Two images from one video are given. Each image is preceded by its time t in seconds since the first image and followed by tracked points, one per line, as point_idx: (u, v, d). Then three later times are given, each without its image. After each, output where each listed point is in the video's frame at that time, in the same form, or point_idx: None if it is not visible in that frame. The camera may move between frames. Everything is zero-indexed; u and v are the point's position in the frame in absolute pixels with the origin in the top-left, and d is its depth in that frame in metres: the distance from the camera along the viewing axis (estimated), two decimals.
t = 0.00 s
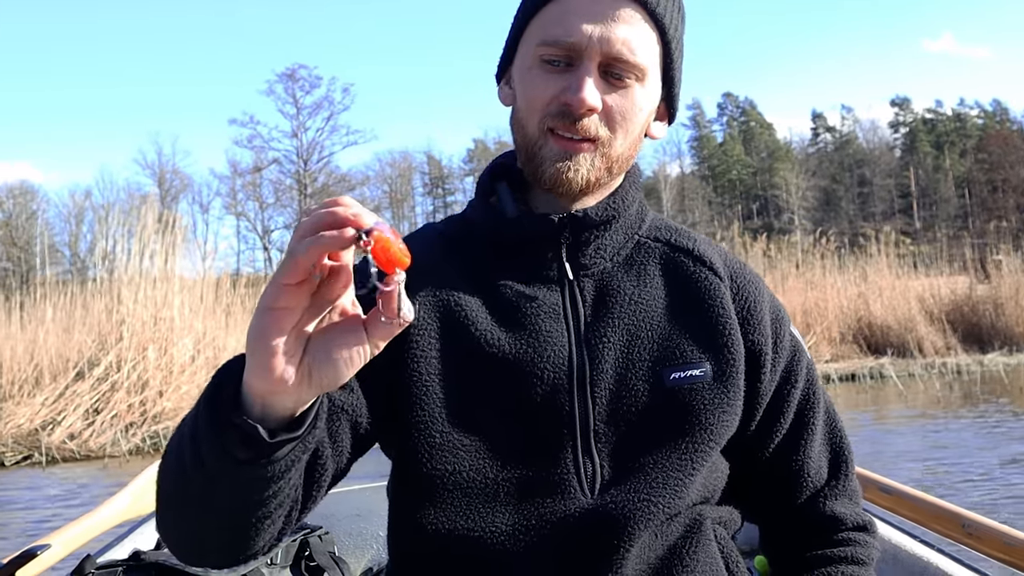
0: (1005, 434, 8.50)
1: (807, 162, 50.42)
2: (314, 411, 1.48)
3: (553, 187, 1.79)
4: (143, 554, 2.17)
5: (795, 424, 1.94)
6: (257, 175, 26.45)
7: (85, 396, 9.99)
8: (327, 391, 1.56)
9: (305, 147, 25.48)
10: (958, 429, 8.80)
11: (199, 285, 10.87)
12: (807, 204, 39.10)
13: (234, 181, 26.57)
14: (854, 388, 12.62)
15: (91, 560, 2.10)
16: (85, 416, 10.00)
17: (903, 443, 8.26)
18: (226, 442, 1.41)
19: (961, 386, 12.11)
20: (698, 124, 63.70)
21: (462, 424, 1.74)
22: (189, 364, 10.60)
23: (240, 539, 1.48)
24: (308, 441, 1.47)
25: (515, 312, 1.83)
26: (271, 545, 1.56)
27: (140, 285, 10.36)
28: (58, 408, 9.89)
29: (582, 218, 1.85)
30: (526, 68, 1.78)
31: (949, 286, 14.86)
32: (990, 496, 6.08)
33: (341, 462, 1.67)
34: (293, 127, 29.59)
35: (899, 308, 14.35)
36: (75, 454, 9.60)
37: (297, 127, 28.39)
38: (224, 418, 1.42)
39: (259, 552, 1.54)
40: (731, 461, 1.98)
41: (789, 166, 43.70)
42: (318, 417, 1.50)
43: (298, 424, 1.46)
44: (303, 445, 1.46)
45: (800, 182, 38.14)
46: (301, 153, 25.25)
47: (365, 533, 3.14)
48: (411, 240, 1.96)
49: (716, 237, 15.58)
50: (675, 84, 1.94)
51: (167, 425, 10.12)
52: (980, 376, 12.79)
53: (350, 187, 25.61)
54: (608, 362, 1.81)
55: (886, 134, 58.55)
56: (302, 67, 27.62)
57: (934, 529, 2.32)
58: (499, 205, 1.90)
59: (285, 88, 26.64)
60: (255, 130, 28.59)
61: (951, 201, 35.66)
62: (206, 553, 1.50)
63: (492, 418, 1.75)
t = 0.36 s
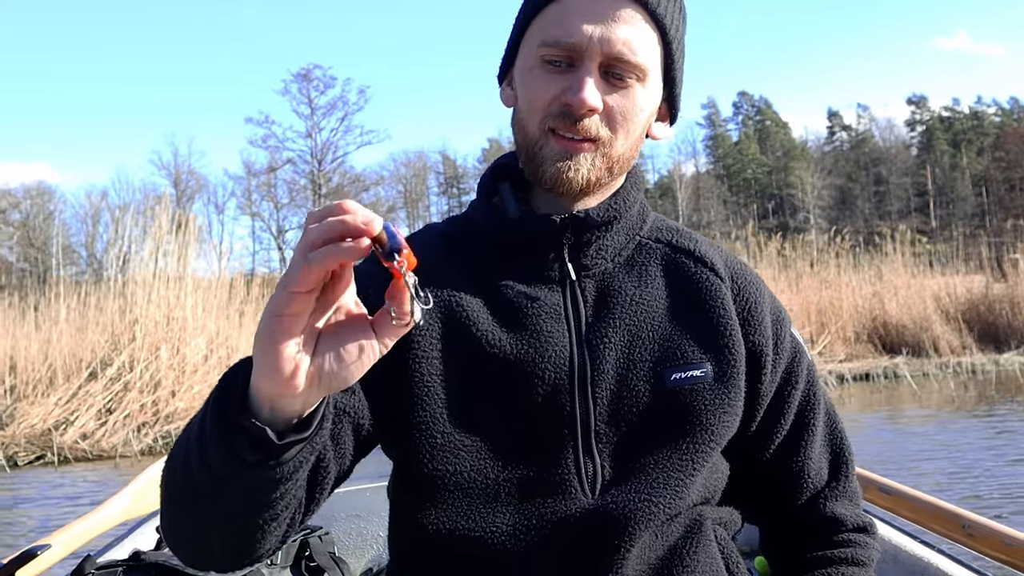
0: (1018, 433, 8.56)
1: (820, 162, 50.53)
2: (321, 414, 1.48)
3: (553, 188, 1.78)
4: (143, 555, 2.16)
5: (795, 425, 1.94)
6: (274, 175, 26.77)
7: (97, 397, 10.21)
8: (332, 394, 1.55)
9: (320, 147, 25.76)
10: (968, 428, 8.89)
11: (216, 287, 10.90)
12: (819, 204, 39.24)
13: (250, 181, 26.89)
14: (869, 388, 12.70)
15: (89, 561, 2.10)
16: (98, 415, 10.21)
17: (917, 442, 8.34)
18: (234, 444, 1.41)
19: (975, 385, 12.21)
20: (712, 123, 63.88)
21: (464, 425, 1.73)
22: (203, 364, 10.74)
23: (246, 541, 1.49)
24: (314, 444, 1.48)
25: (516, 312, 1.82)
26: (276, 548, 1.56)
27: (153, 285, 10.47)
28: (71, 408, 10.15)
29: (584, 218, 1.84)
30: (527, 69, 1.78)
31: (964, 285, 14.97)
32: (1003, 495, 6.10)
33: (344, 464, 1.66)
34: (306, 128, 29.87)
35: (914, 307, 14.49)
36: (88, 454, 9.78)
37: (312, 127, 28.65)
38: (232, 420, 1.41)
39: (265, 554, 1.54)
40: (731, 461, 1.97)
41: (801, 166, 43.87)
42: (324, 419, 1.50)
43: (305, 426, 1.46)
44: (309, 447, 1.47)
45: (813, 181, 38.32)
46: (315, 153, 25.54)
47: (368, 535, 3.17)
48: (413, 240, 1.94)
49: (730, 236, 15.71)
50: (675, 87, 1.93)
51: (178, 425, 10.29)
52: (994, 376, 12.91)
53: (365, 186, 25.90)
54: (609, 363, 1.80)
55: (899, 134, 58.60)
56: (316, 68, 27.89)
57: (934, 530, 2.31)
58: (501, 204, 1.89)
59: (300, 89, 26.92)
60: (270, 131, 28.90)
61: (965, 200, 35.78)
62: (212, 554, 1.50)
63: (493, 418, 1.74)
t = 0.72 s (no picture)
0: None
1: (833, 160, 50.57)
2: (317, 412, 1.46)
3: (538, 188, 1.77)
4: (143, 556, 2.15)
5: (794, 425, 1.94)
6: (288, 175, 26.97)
7: (110, 395, 10.32)
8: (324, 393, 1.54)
9: (333, 146, 25.93)
10: (979, 426, 8.92)
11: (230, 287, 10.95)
12: (833, 203, 39.32)
13: (264, 180, 27.08)
14: (881, 387, 12.75)
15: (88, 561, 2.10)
16: (110, 415, 10.34)
17: (930, 440, 8.36)
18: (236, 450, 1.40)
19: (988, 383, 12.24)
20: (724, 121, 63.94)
21: (463, 427, 1.73)
22: (214, 363, 10.85)
23: (251, 546, 1.48)
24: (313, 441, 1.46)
25: (513, 314, 1.81)
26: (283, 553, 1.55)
27: (166, 284, 10.62)
28: (83, 407, 10.30)
29: (580, 220, 1.84)
30: (513, 70, 1.78)
31: (980, 283, 14.98)
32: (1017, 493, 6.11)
33: (345, 472, 1.66)
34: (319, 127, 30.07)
35: (928, 305, 14.53)
36: (100, 452, 9.90)
37: (325, 126, 28.80)
38: (232, 427, 1.40)
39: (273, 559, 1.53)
40: (730, 462, 1.97)
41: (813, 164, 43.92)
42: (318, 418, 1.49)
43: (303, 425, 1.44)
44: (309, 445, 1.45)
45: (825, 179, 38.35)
46: (328, 152, 25.74)
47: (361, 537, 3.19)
48: (410, 241, 1.93)
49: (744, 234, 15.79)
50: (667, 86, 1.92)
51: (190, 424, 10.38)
52: (1008, 375, 12.93)
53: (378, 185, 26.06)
54: (607, 365, 1.79)
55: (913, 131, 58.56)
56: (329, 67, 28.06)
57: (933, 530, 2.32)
58: (497, 206, 1.89)
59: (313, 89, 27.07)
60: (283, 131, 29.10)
61: (981, 198, 35.75)
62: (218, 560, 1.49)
63: (491, 421, 1.74)
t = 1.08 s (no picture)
0: None
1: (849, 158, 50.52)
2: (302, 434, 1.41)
3: (537, 193, 1.78)
4: (143, 556, 2.15)
5: (793, 423, 1.94)
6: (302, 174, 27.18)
7: (122, 395, 10.41)
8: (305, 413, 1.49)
9: (347, 146, 26.12)
10: (991, 424, 8.93)
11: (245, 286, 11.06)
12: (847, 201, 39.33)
13: (279, 180, 27.28)
14: (895, 385, 12.78)
15: (87, 563, 2.11)
16: (124, 414, 10.42)
17: (945, 438, 8.36)
18: (226, 480, 1.37)
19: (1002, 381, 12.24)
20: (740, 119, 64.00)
21: (461, 428, 1.73)
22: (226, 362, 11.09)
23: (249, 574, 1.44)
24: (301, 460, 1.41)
25: (511, 315, 1.81)
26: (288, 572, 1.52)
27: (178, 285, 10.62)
28: (96, 407, 10.45)
29: (576, 221, 1.84)
30: (507, 73, 1.79)
31: (996, 281, 14.95)
32: None
33: (348, 479, 1.66)
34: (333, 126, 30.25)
35: (943, 304, 14.55)
36: (113, 452, 9.91)
37: (339, 125, 28.99)
38: (219, 457, 1.37)
39: None
40: (729, 462, 1.97)
41: (827, 161, 43.91)
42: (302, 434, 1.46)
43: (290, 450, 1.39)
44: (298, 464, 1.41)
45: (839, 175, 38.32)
46: (342, 152, 25.93)
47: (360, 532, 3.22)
48: (407, 244, 1.94)
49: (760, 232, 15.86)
50: (662, 82, 1.91)
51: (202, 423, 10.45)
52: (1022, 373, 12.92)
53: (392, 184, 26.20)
54: (604, 365, 1.80)
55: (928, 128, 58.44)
56: (343, 67, 28.24)
57: (934, 529, 2.32)
58: (494, 208, 1.89)
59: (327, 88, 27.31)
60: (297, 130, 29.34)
61: (998, 195, 35.63)
62: None
63: (490, 422, 1.74)
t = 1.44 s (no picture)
0: None
1: (866, 156, 50.42)
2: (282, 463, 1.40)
3: (534, 202, 1.78)
4: (145, 557, 2.16)
5: (795, 423, 1.94)
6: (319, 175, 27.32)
7: (138, 393, 10.55)
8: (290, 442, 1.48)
9: (363, 145, 26.25)
10: (1010, 424, 8.92)
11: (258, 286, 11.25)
12: (864, 199, 39.29)
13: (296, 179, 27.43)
14: (912, 384, 12.79)
15: (90, 565, 2.12)
16: (138, 412, 10.51)
17: (964, 438, 8.35)
18: (211, 510, 1.35)
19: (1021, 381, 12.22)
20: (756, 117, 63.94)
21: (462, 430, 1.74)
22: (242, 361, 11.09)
23: None
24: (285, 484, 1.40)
25: (511, 317, 1.81)
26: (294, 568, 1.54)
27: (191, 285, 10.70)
28: (111, 406, 10.49)
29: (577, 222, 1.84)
30: (500, 83, 1.79)
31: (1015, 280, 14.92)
32: None
33: (352, 480, 1.67)
34: (349, 126, 30.37)
35: (961, 302, 14.54)
36: (128, 451, 9.97)
37: (355, 125, 29.11)
38: (202, 486, 1.35)
39: None
40: (731, 462, 1.97)
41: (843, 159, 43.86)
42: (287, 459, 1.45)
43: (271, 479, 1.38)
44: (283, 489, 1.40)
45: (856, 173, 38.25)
46: (358, 152, 26.02)
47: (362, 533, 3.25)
48: (409, 246, 1.94)
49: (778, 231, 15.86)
50: (656, 79, 1.89)
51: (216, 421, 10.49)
52: None
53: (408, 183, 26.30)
54: (605, 365, 1.79)
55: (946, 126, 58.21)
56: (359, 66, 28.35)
57: (934, 529, 2.36)
58: (494, 211, 1.89)
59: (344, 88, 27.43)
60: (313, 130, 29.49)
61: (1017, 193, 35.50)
62: None
63: (491, 423, 1.74)
